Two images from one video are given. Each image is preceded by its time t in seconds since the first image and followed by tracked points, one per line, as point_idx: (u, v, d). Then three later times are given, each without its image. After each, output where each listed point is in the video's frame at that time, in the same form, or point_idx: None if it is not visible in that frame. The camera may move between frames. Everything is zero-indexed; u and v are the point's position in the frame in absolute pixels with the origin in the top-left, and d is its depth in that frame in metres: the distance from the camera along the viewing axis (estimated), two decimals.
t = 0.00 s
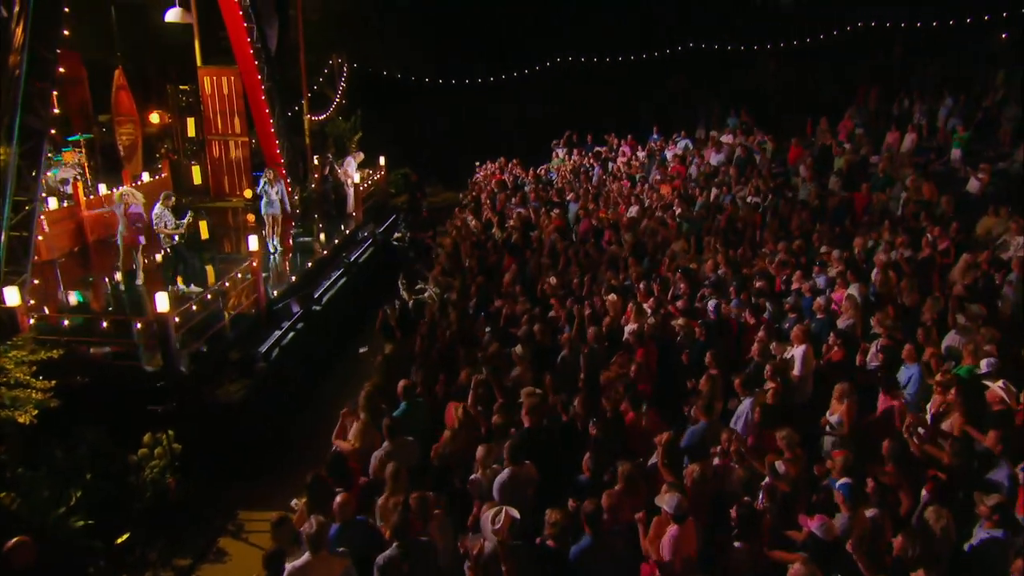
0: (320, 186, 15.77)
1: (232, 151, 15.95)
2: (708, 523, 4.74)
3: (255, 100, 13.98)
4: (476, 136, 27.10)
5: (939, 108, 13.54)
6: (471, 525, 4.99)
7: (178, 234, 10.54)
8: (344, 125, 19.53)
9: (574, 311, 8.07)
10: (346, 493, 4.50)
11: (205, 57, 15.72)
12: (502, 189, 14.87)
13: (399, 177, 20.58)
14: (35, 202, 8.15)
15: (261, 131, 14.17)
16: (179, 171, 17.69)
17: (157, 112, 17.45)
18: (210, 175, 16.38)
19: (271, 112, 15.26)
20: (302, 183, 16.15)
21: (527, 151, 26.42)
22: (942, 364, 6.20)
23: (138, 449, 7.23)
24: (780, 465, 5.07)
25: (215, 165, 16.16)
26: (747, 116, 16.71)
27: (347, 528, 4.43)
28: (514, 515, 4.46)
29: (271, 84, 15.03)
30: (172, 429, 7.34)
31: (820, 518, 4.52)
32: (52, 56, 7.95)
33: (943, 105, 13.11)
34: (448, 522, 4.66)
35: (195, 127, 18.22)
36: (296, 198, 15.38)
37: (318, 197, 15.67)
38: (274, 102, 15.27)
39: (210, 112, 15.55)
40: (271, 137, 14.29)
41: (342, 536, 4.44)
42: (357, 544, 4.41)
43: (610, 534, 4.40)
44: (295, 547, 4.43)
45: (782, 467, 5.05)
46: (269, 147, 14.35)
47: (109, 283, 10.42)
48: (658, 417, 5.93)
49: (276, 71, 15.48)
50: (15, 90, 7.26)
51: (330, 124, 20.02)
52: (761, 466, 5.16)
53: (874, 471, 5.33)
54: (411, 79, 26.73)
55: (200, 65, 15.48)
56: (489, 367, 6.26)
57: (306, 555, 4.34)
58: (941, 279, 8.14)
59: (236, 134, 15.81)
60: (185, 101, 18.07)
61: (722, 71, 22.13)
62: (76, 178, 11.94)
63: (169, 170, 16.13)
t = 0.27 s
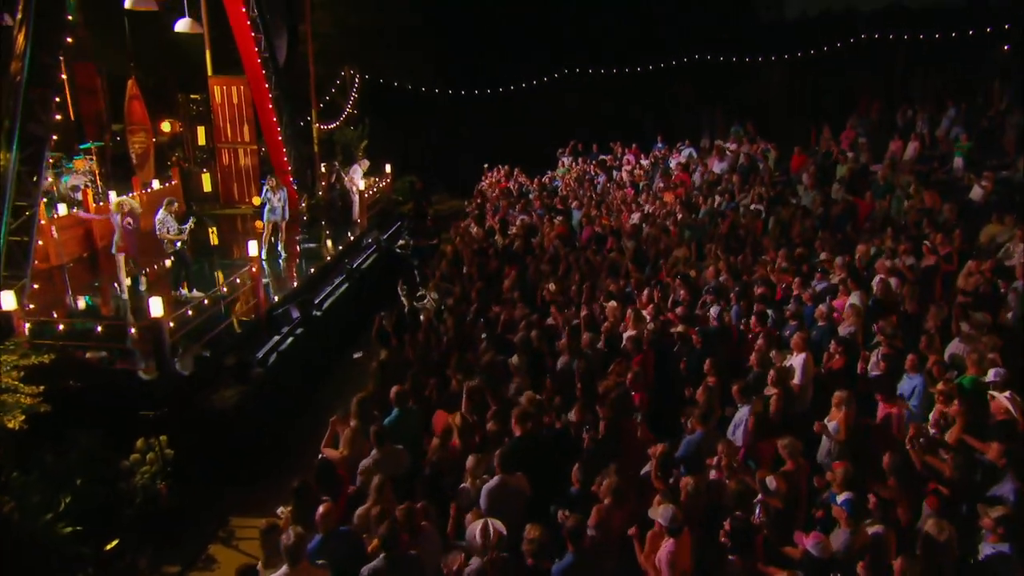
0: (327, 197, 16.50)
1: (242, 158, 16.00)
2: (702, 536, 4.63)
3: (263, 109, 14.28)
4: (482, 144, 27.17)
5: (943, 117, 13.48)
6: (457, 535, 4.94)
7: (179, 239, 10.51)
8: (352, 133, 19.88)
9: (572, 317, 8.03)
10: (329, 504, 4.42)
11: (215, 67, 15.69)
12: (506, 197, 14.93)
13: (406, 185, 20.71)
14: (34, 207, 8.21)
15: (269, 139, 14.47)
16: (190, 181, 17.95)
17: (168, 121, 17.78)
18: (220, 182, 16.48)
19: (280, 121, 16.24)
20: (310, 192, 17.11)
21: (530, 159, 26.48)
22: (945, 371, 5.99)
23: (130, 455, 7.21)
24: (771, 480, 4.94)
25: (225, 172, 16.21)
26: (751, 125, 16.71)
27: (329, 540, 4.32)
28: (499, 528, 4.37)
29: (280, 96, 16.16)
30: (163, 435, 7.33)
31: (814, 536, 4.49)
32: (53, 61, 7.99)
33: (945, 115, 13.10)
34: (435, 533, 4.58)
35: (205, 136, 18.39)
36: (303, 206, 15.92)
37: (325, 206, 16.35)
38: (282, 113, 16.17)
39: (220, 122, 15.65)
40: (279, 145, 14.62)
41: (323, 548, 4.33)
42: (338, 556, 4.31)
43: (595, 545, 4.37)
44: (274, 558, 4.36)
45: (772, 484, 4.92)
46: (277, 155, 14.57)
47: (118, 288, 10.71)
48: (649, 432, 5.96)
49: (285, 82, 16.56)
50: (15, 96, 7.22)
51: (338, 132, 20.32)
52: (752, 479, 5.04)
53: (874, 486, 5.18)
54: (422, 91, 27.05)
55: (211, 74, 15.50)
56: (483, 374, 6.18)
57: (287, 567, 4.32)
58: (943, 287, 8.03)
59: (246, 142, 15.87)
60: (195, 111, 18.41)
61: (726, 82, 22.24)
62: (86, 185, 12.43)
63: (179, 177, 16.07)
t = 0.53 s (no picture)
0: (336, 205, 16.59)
1: (254, 169, 16.26)
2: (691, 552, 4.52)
3: (272, 120, 14.47)
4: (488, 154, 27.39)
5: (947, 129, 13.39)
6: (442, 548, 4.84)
7: (184, 246, 10.55)
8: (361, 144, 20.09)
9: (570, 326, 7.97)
10: (310, 516, 4.29)
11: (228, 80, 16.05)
12: (510, 207, 14.97)
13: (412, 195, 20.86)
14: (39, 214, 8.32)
15: (278, 150, 14.72)
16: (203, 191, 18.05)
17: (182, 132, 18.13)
18: (233, 192, 16.65)
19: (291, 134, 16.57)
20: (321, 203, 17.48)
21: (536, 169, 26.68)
22: (949, 384, 5.77)
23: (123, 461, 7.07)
24: (764, 493, 4.77)
25: (237, 182, 16.44)
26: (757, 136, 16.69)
27: (309, 553, 4.19)
28: (485, 540, 4.26)
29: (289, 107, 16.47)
30: (157, 441, 7.20)
31: (810, 556, 4.33)
32: (57, 68, 8.08)
33: (949, 128, 13.07)
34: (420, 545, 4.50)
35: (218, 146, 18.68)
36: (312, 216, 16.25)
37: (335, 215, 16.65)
38: (292, 125, 16.48)
39: (233, 132, 15.97)
40: (289, 157, 14.89)
41: (302, 561, 4.20)
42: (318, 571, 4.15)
43: (581, 562, 4.27)
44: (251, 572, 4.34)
45: (766, 497, 4.75)
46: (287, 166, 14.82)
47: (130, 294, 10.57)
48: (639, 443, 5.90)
49: (293, 95, 16.71)
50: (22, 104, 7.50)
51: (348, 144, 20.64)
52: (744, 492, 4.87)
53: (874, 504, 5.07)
54: (433, 104, 27.39)
55: (224, 88, 15.87)
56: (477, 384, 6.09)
57: None
58: (947, 298, 7.91)
59: (257, 153, 16.15)
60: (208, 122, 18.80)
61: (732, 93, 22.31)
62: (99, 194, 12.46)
63: (192, 187, 16.29)
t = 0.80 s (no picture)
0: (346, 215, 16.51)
1: (267, 181, 16.49)
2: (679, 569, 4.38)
3: (283, 132, 14.66)
4: (495, 165, 27.52)
5: (954, 141, 13.27)
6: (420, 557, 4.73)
7: (190, 255, 10.67)
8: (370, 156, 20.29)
9: (567, 335, 7.90)
10: (287, 528, 4.24)
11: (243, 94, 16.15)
12: (516, 218, 15.00)
13: (422, 208, 20.99)
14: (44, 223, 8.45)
15: (289, 161, 14.93)
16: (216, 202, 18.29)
17: (197, 145, 18.59)
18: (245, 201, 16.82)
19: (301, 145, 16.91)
20: (331, 215, 17.69)
21: (542, 180, 26.73)
22: (952, 397, 5.65)
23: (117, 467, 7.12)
24: (753, 509, 4.62)
25: (250, 193, 16.66)
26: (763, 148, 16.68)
27: (285, 566, 4.14)
28: (458, 553, 4.17)
29: (300, 119, 16.68)
30: (152, 448, 7.24)
31: None
32: (63, 81, 8.23)
33: (956, 140, 12.99)
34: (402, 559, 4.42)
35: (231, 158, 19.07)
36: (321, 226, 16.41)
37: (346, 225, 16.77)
38: (304, 137, 16.77)
39: (247, 144, 16.10)
40: (299, 168, 15.09)
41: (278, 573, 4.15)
42: None
43: None
44: None
45: (755, 513, 4.61)
46: (297, 177, 15.02)
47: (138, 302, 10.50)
48: (630, 454, 5.76)
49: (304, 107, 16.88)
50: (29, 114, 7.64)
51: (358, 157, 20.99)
52: (734, 508, 4.73)
53: (873, 523, 4.91)
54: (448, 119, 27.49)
55: (238, 101, 15.99)
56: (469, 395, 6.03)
57: None
58: (952, 310, 7.74)
59: (270, 165, 16.37)
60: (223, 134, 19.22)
61: (744, 111, 22.68)
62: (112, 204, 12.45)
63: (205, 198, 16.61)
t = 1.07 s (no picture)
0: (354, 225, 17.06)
1: (278, 191, 16.59)
2: None
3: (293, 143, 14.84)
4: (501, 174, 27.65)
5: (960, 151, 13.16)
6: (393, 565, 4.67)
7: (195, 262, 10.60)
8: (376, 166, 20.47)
9: (563, 344, 7.86)
10: (263, 535, 4.27)
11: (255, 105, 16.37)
12: (520, 227, 15.01)
13: (429, 217, 21.09)
14: (48, 229, 8.52)
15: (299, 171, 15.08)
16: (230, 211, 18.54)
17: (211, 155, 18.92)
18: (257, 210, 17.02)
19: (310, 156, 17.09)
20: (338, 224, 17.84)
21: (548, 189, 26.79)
22: (952, 407, 5.61)
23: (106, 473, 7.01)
24: (740, 525, 4.48)
25: (263, 203, 16.81)
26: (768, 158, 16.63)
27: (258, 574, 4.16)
28: (422, 566, 4.09)
29: (309, 130, 16.89)
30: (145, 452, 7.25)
31: None
32: (70, 90, 8.27)
33: (962, 151, 12.89)
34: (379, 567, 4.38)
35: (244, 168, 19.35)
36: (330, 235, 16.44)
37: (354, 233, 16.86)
38: (312, 147, 16.97)
39: (259, 155, 16.26)
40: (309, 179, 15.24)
41: None
42: None
43: None
44: None
45: (741, 529, 4.47)
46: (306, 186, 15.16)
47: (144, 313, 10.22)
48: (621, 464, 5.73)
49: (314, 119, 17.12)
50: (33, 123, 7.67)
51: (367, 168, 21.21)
52: (720, 520, 4.64)
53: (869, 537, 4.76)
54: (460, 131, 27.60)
55: (250, 113, 16.18)
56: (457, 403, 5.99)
57: None
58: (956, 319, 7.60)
59: (281, 175, 16.47)
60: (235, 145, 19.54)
61: (751, 121, 22.69)
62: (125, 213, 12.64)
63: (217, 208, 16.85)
